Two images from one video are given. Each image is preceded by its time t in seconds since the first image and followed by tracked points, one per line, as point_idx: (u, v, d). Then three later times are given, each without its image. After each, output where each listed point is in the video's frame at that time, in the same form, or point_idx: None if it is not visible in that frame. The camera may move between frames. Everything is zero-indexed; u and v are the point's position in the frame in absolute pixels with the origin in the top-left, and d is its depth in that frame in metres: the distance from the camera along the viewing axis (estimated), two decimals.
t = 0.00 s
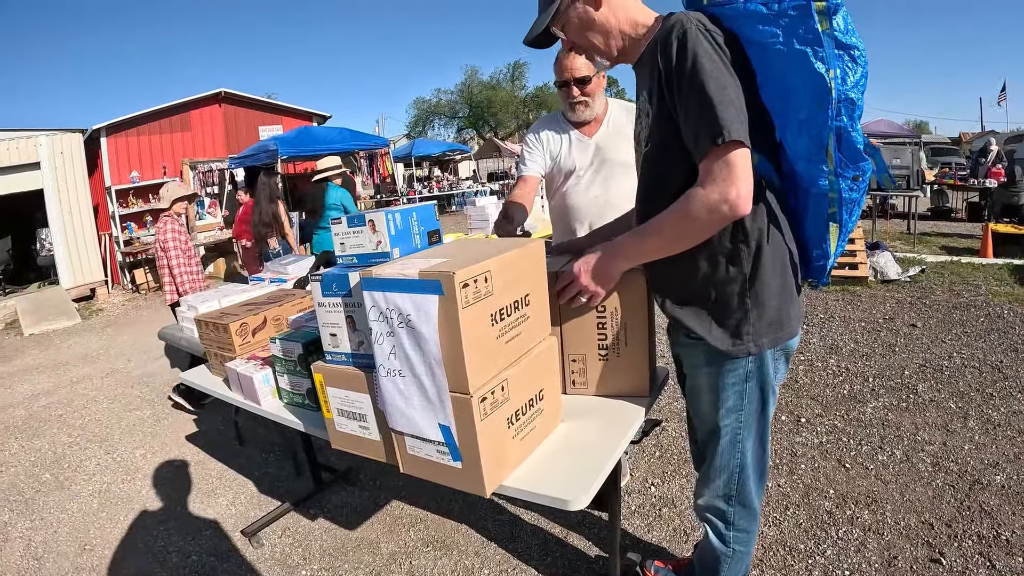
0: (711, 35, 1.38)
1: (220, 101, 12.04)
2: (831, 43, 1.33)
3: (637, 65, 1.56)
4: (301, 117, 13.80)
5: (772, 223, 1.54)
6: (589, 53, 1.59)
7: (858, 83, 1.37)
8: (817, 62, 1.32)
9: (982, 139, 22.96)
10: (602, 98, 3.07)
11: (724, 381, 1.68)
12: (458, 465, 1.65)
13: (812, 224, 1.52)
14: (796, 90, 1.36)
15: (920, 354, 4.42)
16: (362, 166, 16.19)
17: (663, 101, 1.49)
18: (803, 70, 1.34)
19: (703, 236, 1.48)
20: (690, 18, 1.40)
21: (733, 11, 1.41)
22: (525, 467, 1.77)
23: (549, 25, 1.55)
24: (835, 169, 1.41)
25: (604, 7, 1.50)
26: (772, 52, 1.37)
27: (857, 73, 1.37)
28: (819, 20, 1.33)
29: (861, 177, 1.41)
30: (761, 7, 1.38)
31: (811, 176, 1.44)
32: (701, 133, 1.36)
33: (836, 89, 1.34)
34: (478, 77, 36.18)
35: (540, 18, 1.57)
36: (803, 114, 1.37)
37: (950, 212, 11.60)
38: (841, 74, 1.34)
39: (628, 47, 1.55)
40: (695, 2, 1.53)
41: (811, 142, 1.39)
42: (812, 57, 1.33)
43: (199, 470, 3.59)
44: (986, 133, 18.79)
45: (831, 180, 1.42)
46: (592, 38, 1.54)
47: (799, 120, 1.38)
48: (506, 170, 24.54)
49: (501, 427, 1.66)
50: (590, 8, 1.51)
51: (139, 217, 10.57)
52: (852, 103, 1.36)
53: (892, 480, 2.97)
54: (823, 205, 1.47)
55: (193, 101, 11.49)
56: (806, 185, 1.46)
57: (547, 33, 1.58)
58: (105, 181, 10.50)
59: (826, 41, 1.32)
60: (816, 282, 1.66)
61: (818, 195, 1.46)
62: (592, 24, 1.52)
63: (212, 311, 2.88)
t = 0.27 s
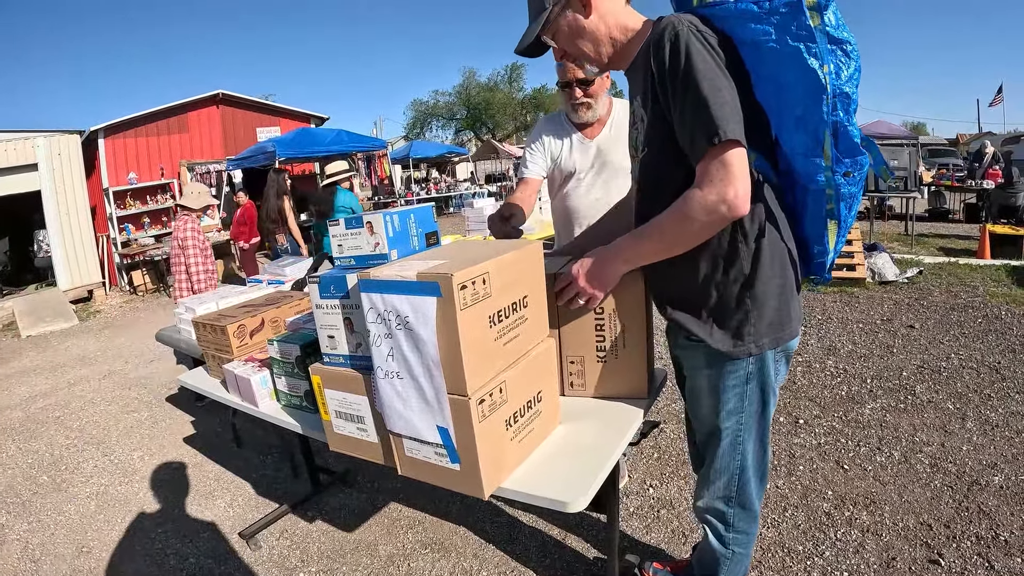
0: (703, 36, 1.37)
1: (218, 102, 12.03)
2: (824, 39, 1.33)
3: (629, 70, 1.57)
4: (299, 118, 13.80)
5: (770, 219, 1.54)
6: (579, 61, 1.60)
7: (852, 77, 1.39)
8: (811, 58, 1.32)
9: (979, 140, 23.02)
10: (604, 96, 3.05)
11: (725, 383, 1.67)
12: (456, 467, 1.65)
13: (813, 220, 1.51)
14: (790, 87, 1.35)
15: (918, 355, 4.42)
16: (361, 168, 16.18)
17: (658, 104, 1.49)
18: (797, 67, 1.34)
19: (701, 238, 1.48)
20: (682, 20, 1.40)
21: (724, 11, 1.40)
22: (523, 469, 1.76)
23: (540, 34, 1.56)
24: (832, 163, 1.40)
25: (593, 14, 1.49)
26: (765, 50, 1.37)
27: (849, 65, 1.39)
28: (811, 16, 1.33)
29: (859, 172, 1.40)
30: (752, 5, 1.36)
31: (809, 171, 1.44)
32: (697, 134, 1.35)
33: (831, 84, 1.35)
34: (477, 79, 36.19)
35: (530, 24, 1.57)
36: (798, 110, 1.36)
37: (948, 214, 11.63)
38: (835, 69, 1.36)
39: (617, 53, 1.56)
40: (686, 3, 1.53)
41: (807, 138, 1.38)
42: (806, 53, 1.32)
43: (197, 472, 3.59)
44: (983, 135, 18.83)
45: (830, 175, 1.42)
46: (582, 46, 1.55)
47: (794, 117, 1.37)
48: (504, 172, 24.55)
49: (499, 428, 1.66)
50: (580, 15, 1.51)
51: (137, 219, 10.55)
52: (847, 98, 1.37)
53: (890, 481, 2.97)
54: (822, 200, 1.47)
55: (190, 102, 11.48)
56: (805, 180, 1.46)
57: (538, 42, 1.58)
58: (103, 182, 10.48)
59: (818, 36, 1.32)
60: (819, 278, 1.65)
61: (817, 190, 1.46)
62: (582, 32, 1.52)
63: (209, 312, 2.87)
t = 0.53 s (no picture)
0: (698, 37, 1.37)
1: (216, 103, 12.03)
2: (818, 35, 1.33)
3: (623, 76, 1.58)
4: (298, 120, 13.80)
5: (771, 215, 1.54)
6: (573, 68, 1.61)
7: (847, 72, 1.40)
8: (808, 54, 1.31)
9: (978, 142, 23.04)
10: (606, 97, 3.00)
11: (728, 384, 1.67)
12: (454, 469, 1.65)
13: (813, 216, 1.51)
14: (787, 85, 1.35)
15: (916, 356, 4.43)
16: (359, 169, 16.18)
17: (655, 107, 1.49)
18: (794, 64, 1.33)
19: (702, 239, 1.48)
20: (676, 22, 1.40)
21: (717, 11, 1.41)
22: (522, 472, 1.76)
23: (533, 41, 1.59)
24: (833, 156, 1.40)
25: (584, 20, 1.52)
26: (760, 49, 1.36)
27: (842, 61, 1.41)
28: (804, 13, 1.34)
29: (858, 164, 1.42)
30: (745, 5, 1.37)
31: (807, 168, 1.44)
32: (696, 136, 1.35)
33: (828, 79, 1.35)
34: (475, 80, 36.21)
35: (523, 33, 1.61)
36: (797, 107, 1.36)
37: (947, 215, 11.65)
38: (830, 64, 1.36)
39: (610, 57, 1.57)
40: (680, 5, 1.54)
41: (805, 134, 1.38)
42: (802, 49, 1.32)
43: (195, 474, 3.59)
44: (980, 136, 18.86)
45: (833, 169, 1.41)
46: (575, 52, 1.56)
47: (793, 114, 1.37)
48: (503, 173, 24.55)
49: (498, 430, 1.66)
50: (573, 22, 1.53)
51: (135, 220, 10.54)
52: (843, 92, 1.38)
53: (889, 482, 2.97)
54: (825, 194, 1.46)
55: (189, 103, 11.48)
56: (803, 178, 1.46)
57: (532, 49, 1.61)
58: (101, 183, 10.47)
59: (812, 32, 1.32)
60: (821, 275, 1.64)
61: (819, 185, 1.44)
62: (574, 38, 1.54)
63: (208, 314, 2.87)
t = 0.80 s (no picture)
0: (693, 42, 1.37)
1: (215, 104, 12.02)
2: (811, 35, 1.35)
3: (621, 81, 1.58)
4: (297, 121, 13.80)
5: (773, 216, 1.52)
6: (570, 74, 1.62)
7: (842, 70, 1.42)
8: (801, 55, 1.33)
9: (977, 142, 23.06)
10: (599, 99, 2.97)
11: (733, 382, 1.67)
12: (453, 469, 1.65)
13: (812, 214, 1.50)
14: (784, 85, 1.36)
15: (915, 356, 4.43)
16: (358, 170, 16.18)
17: (656, 111, 1.49)
18: (789, 64, 1.35)
19: (719, 254, 1.47)
20: (672, 27, 1.40)
21: (712, 15, 1.42)
22: (523, 472, 1.76)
23: (531, 48, 1.61)
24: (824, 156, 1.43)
25: (582, 26, 1.52)
26: (756, 51, 1.37)
27: (837, 60, 1.42)
28: (798, 13, 1.35)
29: (858, 160, 1.44)
30: (740, 8, 1.38)
31: (805, 168, 1.44)
32: (699, 138, 1.35)
33: (820, 78, 1.37)
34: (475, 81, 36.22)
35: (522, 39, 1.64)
36: (793, 106, 1.37)
37: (946, 216, 11.67)
38: (824, 63, 1.38)
39: (607, 63, 1.58)
40: (673, 10, 1.52)
41: (802, 132, 1.38)
42: (796, 50, 1.34)
43: (194, 475, 3.58)
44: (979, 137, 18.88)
45: (825, 168, 1.43)
46: (573, 58, 1.57)
47: (790, 113, 1.37)
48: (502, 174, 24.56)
49: (498, 430, 1.66)
50: (570, 28, 1.54)
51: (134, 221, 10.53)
52: (840, 90, 1.40)
53: (888, 483, 2.97)
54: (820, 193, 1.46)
55: (187, 104, 11.47)
56: (802, 176, 1.46)
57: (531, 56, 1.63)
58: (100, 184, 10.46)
59: (806, 32, 1.34)
60: (826, 269, 1.63)
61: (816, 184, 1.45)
62: (572, 44, 1.55)
63: (207, 314, 2.87)
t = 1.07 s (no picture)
0: (698, 58, 1.36)
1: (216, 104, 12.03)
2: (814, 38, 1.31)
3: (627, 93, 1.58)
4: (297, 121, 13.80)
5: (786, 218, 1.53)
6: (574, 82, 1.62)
7: (846, 71, 1.38)
8: (805, 60, 1.30)
9: (977, 142, 23.06)
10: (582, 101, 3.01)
11: (747, 376, 1.66)
12: (453, 468, 1.65)
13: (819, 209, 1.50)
14: (789, 91, 1.34)
15: (915, 356, 4.43)
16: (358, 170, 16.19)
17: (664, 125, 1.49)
18: (793, 70, 1.32)
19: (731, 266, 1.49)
20: (677, 43, 1.39)
21: (715, 27, 1.40)
22: (524, 471, 1.76)
23: (535, 54, 1.59)
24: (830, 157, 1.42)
25: (588, 35, 1.52)
26: (760, 60, 1.35)
27: (840, 60, 1.39)
28: (801, 18, 1.30)
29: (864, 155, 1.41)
30: (743, 19, 1.36)
31: (812, 163, 1.42)
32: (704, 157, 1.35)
33: (823, 83, 1.35)
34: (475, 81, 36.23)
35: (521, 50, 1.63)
36: (798, 110, 1.35)
37: (946, 216, 11.67)
38: (828, 66, 1.35)
39: (612, 72, 1.59)
40: (674, 22, 1.49)
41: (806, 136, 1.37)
42: (799, 55, 1.31)
43: (195, 474, 3.59)
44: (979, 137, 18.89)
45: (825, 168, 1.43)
46: (578, 67, 1.57)
47: (795, 117, 1.36)
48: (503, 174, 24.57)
49: (498, 429, 1.66)
50: (576, 37, 1.53)
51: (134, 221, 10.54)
52: (845, 91, 1.38)
53: (888, 482, 2.97)
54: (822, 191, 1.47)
55: (187, 105, 11.46)
56: (809, 172, 1.45)
57: (534, 64, 1.61)
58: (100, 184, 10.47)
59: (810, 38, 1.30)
60: (840, 260, 1.61)
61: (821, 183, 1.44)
62: (578, 53, 1.54)
63: (207, 314, 2.87)
